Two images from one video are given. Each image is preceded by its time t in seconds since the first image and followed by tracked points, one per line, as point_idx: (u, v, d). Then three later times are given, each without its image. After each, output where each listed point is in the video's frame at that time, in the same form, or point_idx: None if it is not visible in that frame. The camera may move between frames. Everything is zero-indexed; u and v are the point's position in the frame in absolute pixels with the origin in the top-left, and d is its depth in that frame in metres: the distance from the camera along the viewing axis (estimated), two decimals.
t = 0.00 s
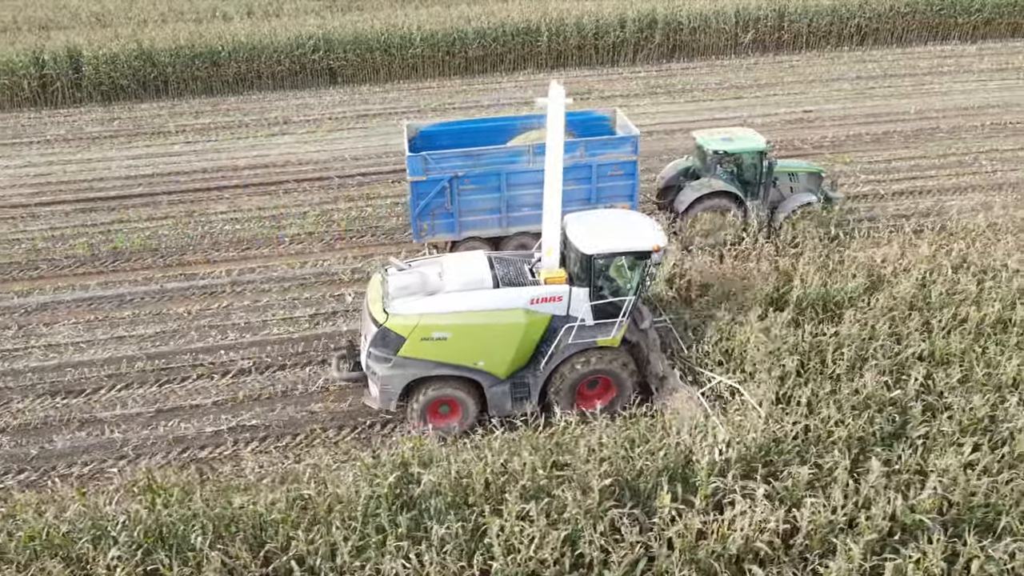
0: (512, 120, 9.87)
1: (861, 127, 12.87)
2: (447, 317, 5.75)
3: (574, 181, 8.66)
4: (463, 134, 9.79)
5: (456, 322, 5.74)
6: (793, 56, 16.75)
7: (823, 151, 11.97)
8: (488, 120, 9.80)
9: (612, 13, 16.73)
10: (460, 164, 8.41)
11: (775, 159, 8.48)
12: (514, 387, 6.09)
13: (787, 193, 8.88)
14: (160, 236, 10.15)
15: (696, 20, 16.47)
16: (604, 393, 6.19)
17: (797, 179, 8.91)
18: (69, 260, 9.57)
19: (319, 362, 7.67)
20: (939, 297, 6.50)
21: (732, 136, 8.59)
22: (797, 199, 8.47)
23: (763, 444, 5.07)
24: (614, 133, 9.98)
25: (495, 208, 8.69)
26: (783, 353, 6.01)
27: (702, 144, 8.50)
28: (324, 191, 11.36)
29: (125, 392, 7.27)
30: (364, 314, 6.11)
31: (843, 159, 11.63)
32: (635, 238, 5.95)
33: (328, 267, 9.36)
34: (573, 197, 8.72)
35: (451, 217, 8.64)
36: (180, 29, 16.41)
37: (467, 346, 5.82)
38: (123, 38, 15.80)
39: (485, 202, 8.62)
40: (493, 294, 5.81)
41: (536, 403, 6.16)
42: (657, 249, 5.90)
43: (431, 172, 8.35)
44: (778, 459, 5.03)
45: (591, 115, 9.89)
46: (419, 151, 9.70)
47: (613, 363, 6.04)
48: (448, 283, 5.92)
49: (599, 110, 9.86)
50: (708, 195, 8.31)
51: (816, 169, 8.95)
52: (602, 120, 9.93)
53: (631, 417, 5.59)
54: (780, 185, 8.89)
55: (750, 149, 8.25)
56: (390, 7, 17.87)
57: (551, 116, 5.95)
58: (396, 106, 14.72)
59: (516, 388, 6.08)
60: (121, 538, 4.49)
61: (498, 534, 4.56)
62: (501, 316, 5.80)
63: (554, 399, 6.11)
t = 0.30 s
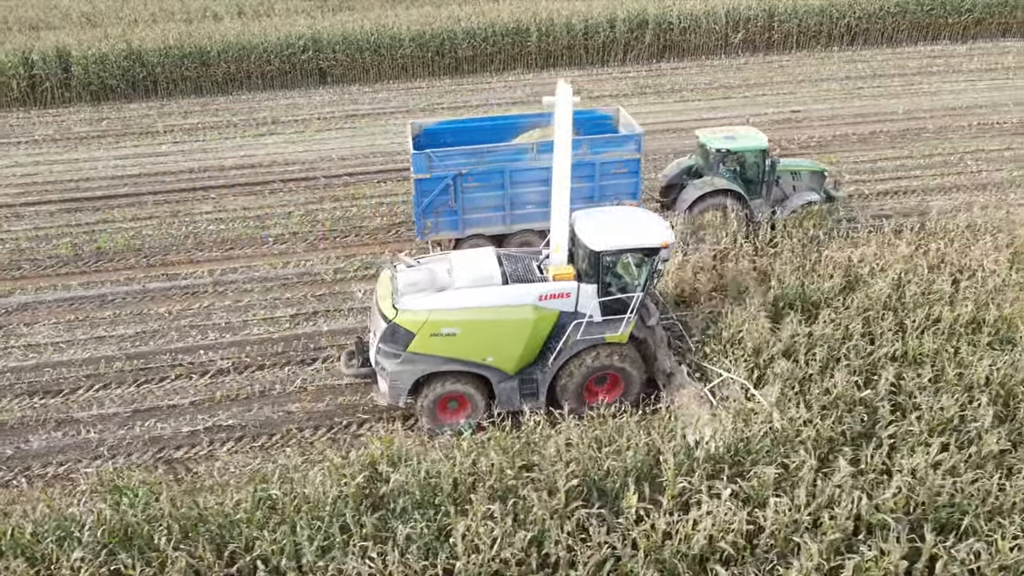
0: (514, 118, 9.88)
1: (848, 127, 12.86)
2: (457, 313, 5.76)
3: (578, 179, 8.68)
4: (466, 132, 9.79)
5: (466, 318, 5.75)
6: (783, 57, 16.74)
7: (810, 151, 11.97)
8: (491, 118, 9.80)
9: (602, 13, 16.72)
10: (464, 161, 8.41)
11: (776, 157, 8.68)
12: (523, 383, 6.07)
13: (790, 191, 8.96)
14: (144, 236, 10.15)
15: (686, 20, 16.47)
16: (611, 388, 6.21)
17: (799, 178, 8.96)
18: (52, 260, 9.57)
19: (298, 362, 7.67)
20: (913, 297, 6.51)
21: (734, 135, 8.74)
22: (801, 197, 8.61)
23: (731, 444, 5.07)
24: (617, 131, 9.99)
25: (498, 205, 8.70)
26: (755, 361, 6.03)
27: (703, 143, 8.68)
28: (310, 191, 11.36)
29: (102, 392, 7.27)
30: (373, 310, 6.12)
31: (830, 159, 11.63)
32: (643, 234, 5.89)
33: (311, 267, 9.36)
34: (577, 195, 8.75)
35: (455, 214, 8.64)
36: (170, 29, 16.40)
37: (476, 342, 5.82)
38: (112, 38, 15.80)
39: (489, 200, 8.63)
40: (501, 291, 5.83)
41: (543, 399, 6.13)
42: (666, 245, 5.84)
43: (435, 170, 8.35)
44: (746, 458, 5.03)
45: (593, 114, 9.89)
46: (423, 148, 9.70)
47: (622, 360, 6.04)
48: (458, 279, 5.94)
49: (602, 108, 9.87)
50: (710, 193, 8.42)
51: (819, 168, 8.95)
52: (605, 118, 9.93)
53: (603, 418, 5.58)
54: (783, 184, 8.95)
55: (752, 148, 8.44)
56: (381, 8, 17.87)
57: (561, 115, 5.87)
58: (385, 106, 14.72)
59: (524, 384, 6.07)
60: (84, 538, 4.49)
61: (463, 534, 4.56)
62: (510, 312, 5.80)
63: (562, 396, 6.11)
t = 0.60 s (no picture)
0: (519, 116, 9.88)
1: (836, 127, 12.87)
2: (466, 310, 5.76)
3: (582, 178, 8.68)
4: (470, 130, 9.78)
5: (475, 315, 5.75)
6: (773, 57, 16.74)
7: (797, 151, 11.98)
8: (495, 116, 9.79)
9: (592, 13, 16.73)
10: (467, 160, 8.48)
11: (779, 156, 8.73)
12: (531, 379, 6.10)
13: (793, 190, 8.93)
14: (128, 236, 10.15)
15: (676, 21, 16.48)
16: (619, 385, 6.29)
17: (802, 177, 8.91)
18: (35, 260, 9.57)
19: (277, 362, 7.66)
20: (888, 297, 6.53)
21: (737, 134, 8.82)
22: (805, 195, 8.64)
23: (696, 446, 5.10)
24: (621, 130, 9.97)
25: (502, 204, 8.70)
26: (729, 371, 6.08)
27: (707, 142, 8.76)
28: (296, 191, 11.37)
29: (80, 393, 7.27)
30: (381, 307, 6.12)
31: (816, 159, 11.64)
32: (651, 232, 5.99)
33: (294, 268, 9.37)
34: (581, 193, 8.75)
35: (459, 213, 8.64)
36: (159, 29, 16.40)
37: (486, 338, 5.83)
38: (101, 38, 15.80)
39: (493, 198, 8.63)
40: (510, 288, 5.83)
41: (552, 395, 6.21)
42: (673, 243, 5.95)
43: (439, 168, 8.39)
44: (714, 460, 5.05)
45: (598, 113, 9.88)
46: (427, 147, 9.71)
47: (632, 357, 6.13)
48: (467, 276, 5.96)
49: (606, 107, 9.85)
50: (712, 192, 8.49)
51: (822, 167, 8.91)
52: (609, 117, 9.92)
53: (575, 420, 5.58)
54: (786, 183, 8.93)
55: (755, 147, 8.52)
56: (372, 8, 17.88)
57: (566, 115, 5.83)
58: (374, 107, 14.73)
59: (533, 380, 6.10)
60: (47, 540, 4.49)
61: (428, 535, 4.56)
62: (519, 309, 5.81)
63: (571, 392, 6.16)
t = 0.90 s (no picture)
0: (522, 115, 9.85)
1: (823, 127, 12.87)
2: (476, 307, 5.75)
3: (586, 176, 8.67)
4: (474, 129, 9.76)
5: (485, 312, 5.75)
6: (764, 57, 16.74)
7: (784, 151, 11.99)
8: (498, 115, 9.77)
9: (583, 13, 16.74)
10: (472, 158, 8.43)
11: (783, 155, 8.66)
12: (539, 375, 6.11)
13: (796, 190, 8.84)
14: (113, 236, 10.15)
15: (666, 21, 16.48)
16: (626, 381, 6.27)
17: (805, 177, 8.84)
18: (18, 260, 9.57)
19: (256, 362, 7.66)
20: (863, 297, 6.54)
21: (741, 133, 8.74)
22: (809, 194, 8.58)
23: (663, 445, 5.11)
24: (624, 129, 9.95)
25: (506, 202, 8.70)
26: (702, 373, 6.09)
27: (711, 141, 8.68)
28: (281, 191, 11.37)
29: (59, 393, 7.27)
30: (390, 304, 6.11)
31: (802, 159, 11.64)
32: (658, 230, 5.97)
33: (277, 268, 9.37)
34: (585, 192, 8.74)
35: (463, 211, 8.64)
36: (150, 29, 16.40)
37: (496, 335, 5.82)
38: (91, 38, 15.80)
39: (497, 197, 8.63)
40: (520, 285, 5.83)
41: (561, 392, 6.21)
42: (681, 240, 5.92)
43: (443, 166, 8.37)
44: (683, 461, 5.06)
45: (602, 111, 9.84)
46: (431, 145, 9.69)
47: (638, 354, 6.11)
48: (475, 274, 5.97)
49: (610, 106, 9.82)
50: (717, 191, 8.43)
51: (825, 166, 8.82)
52: (612, 116, 9.89)
53: (547, 421, 5.58)
54: (789, 182, 8.84)
55: (759, 146, 8.45)
56: (363, 8, 17.89)
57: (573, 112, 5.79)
58: (364, 106, 14.73)
59: (541, 377, 6.11)
60: (12, 541, 4.49)
61: (394, 535, 4.57)
62: (528, 306, 5.80)
63: (579, 388, 6.16)
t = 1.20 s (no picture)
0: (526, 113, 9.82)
1: (811, 127, 12.87)
2: (486, 303, 5.76)
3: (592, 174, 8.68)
4: (478, 126, 9.72)
5: (495, 309, 5.75)
6: (754, 57, 16.74)
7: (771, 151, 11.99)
8: (502, 113, 9.73)
9: (574, 13, 16.72)
10: (478, 156, 8.36)
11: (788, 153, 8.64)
12: (548, 372, 6.14)
13: (801, 188, 8.92)
14: (97, 236, 10.14)
15: (657, 21, 16.47)
16: (635, 378, 6.31)
17: (810, 175, 8.91)
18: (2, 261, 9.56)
19: (236, 362, 7.65)
20: (840, 298, 6.55)
21: (746, 131, 8.68)
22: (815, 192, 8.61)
23: (633, 445, 5.11)
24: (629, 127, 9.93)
25: (512, 200, 8.70)
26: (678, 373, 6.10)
27: (715, 139, 8.64)
28: (267, 191, 11.36)
29: (37, 394, 7.26)
30: (400, 301, 6.14)
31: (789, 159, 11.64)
32: (668, 226, 5.91)
33: (260, 268, 9.36)
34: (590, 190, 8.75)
35: (468, 209, 8.64)
36: (140, 29, 16.39)
37: (505, 332, 5.85)
38: (81, 38, 15.79)
39: (503, 194, 8.62)
40: (529, 282, 5.81)
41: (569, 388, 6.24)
42: (691, 237, 5.84)
43: (449, 164, 8.32)
44: (653, 461, 5.07)
45: (607, 109, 9.80)
46: (436, 143, 9.64)
47: (649, 351, 6.15)
48: (485, 270, 5.90)
49: (615, 104, 9.78)
50: (722, 189, 8.35)
51: (829, 164, 8.94)
52: (617, 114, 9.87)
53: (521, 421, 5.58)
54: (793, 181, 8.93)
55: (764, 144, 8.41)
56: (354, 8, 17.87)
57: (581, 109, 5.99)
58: (353, 106, 14.72)
59: (550, 373, 6.13)
60: None
61: (360, 536, 4.56)
62: (538, 303, 5.81)
63: (588, 385, 6.19)
